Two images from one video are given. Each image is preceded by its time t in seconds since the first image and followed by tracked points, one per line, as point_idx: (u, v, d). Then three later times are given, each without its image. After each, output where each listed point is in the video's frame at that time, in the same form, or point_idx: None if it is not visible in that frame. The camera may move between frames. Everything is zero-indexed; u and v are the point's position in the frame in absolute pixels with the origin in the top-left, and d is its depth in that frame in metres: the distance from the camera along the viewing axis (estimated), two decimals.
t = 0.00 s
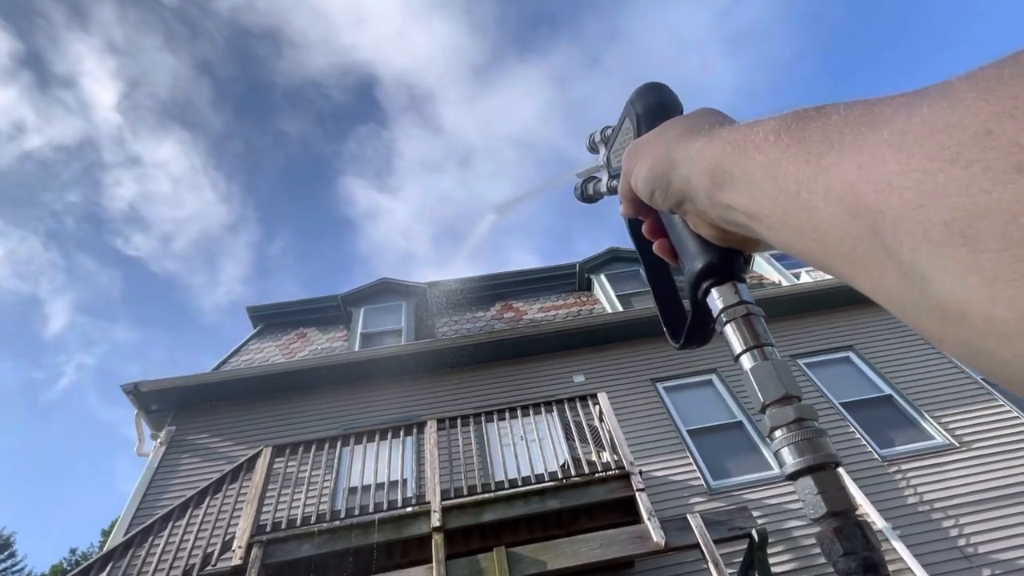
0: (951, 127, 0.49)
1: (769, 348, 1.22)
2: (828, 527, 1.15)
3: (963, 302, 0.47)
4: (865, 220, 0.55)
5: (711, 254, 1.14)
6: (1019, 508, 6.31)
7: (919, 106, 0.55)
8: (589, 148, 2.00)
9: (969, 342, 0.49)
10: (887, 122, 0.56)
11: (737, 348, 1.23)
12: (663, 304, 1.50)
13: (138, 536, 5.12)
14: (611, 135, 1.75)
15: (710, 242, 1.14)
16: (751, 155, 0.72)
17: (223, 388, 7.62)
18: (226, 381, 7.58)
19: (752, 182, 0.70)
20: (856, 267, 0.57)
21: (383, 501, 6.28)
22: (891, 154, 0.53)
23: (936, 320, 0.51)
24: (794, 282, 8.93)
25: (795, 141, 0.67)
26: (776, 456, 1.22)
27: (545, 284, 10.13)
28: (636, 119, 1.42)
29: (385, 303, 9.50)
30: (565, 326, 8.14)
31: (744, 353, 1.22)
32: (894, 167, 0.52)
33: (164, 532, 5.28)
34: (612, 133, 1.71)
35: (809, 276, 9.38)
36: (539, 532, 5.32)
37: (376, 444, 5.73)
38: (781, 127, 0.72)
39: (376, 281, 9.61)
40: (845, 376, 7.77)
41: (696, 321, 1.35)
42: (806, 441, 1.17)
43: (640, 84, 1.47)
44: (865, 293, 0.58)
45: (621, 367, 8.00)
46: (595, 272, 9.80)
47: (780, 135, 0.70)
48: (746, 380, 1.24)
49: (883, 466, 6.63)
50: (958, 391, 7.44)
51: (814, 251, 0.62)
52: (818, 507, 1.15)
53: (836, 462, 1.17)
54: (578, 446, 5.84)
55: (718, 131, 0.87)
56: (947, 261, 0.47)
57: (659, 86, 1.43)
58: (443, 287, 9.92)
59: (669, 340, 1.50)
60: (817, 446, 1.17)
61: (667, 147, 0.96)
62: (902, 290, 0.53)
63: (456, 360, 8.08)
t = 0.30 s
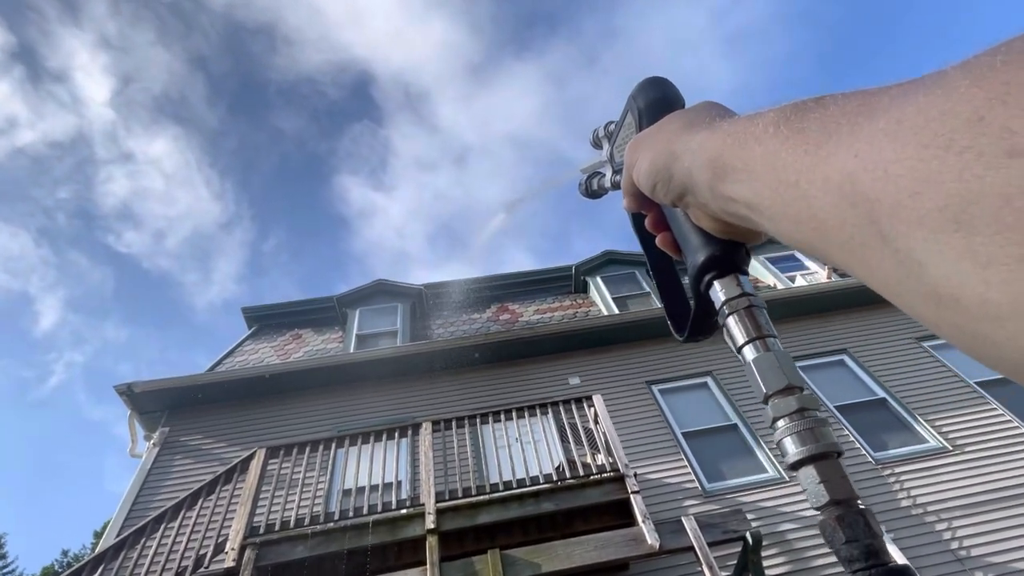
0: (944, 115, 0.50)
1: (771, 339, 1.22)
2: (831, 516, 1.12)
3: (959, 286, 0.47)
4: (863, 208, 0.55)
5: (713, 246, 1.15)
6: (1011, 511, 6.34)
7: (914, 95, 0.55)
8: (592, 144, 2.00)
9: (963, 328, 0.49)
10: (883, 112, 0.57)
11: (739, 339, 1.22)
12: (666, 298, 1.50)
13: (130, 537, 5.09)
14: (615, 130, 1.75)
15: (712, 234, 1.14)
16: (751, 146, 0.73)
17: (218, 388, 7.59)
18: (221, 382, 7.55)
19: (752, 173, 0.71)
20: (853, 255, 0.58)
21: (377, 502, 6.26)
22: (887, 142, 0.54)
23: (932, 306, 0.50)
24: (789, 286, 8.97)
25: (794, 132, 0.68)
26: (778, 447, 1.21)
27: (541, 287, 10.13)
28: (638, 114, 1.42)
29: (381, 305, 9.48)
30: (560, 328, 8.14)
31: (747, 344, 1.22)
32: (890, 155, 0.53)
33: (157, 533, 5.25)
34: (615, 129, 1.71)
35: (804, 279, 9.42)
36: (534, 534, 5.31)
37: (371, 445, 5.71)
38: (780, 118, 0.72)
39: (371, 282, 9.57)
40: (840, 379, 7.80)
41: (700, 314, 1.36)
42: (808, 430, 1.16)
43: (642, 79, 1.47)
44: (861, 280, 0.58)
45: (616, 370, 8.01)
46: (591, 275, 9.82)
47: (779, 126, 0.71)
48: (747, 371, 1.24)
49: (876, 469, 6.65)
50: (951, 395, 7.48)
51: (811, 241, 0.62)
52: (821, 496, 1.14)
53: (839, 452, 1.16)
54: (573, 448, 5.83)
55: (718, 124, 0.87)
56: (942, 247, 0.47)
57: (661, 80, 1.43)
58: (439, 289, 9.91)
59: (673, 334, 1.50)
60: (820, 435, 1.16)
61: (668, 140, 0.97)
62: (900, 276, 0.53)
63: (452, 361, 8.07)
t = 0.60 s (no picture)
0: (955, 104, 0.50)
1: (780, 333, 1.20)
2: (841, 509, 1.13)
3: (965, 274, 0.47)
4: (874, 199, 0.55)
5: (721, 240, 1.14)
6: (1005, 516, 6.36)
7: (925, 86, 0.55)
8: (599, 140, 1.99)
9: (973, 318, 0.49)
10: (893, 104, 0.57)
11: (748, 332, 1.22)
12: (675, 293, 1.50)
13: (124, 538, 5.06)
14: (622, 125, 1.74)
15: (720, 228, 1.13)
16: (759, 139, 0.73)
17: (214, 389, 7.56)
18: (216, 383, 7.52)
19: (760, 166, 0.71)
20: (861, 246, 0.58)
21: (374, 505, 6.25)
22: (897, 134, 0.54)
23: (943, 298, 0.50)
24: (786, 289, 8.99)
25: (803, 126, 0.68)
26: (786, 439, 1.22)
27: (539, 289, 10.11)
28: (646, 109, 1.42)
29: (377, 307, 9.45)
30: (557, 330, 8.14)
31: (755, 338, 1.22)
32: (903, 144, 0.53)
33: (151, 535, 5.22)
34: (622, 124, 1.70)
35: (801, 283, 9.45)
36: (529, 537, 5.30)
37: (366, 447, 5.69)
38: (789, 112, 0.72)
39: (369, 284, 9.55)
40: (836, 383, 7.81)
41: (708, 309, 1.35)
42: (816, 423, 1.16)
43: (651, 74, 1.46)
44: (870, 272, 0.58)
45: (613, 372, 8.00)
46: (588, 277, 9.82)
47: (787, 120, 0.71)
48: (756, 364, 1.24)
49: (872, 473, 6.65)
50: (946, 399, 7.50)
51: (822, 233, 0.62)
52: (829, 488, 1.16)
53: (848, 445, 1.17)
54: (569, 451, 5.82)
55: (725, 118, 0.87)
56: (953, 237, 0.47)
57: (669, 75, 1.43)
58: (436, 290, 9.88)
59: (681, 329, 1.50)
60: (828, 428, 1.16)
61: (676, 135, 0.97)
62: (909, 267, 0.54)
63: (447, 363, 8.06)
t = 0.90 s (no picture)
0: (952, 106, 0.50)
1: (779, 333, 1.21)
2: (841, 508, 1.14)
3: (962, 274, 0.47)
4: (872, 200, 0.56)
5: (722, 241, 1.14)
6: (1000, 520, 6.37)
7: (923, 88, 0.55)
8: (601, 141, 1.99)
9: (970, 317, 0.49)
10: (890, 106, 0.58)
11: (748, 332, 1.22)
12: (676, 294, 1.49)
13: (119, 540, 5.03)
14: (624, 126, 1.74)
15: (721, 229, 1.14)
16: (759, 141, 0.73)
17: (211, 389, 7.54)
18: (213, 383, 7.50)
19: (760, 167, 0.71)
20: (860, 246, 0.58)
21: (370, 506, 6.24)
22: (895, 135, 0.54)
23: (941, 298, 0.51)
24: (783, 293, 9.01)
25: (802, 127, 0.68)
26: (787, 438, 1.22)
27: (533, 291, 10.08)
28: (647, 111, 1.42)
29: (375, 308, 9.44)
30: (555, 333, 8.14)
31: (755, 338, 1.21)
32: (900, 147, 0.53)
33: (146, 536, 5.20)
34: (624, 125, 1.71)
35: (798, 287, 9.47)
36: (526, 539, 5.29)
37: (363, 448, 5.68)
38: (788, 113, 0.73)
39: (366, 285, 9.54)
40: (833, 387, 7.82)
41: (709, 309, 1.35)
42: (816, 422, 1.16)
43: (651, 76, 1.47)
44: (869, 271, 0.58)
45: (610, 375, 8.01)
46: (586, 280, 9.83)
47: (786, 121, 0.71)
48: (756, 364, 1.24)
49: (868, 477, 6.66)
50: (942, 404, 7.52)
51: (820, 234, 0.63)
52: (830, 487, 1.15)
53: (848, 444, 1.16)
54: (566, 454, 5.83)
55: (725, 119, 0.88)
56: (950, 239, 0.48)
57: (670, 76, 1.43)
58: (434, 292, 9.88)
59: (683, 329, 1.50)
60: (829, 428, 1.16)
61: (676, 137, 0.97)
62: (907, 268, 0.54)
63: (445, 365, 8.06)
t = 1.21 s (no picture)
0: (955, 104, 0.50)
1: (785, 331, 1.21)
2: (847, 504, 1.15)
3: (968, 271, 0.47)
4: (877, 198, 0.56)
5: (727, 239, 1.15)
6: (997, 525, 6.37)
7: (926, 86, 0.55)
8: (605, 139, 1.98)
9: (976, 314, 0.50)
10: (894, 104, 0.58)
11: (753, 331, 1.21)
12: (682, 292, 1.50)
13: (115, 540, 5.02)
14: (629, 125, 1.74)
15: (726, 228, 1.14)
16: (764, 139, 0.73)
17: (208, 390, 7.53)
18: (211, 384, 7.48)
19: (765, 165, 0.71)
20: (865, 244, 0.58)
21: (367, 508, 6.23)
22: (899, 134, 0.54)
23: (947, 294, 0.51)
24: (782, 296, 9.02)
25: (806, 125, 0.68)
26: (793, 435, 1.22)
27: (535, 292, 10.09)
28: (651, 110, 1.42)
29: (373, 309, 9.43)
30: (553, 335, 8.14)
31: (761, 336, 1.21)
32: (904, 145, 0.53)
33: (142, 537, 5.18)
34: (629, 124, 1.71)
35: (796, 290, 9.48)
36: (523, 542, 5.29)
37: (360, 450, 5.66)
38: (792, 112, 0.73)
39: (364, 286, 9.52)
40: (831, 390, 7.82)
41: (715, 308, 1.36)
42: (823, 419, 1.17)
43: (655, 74, 1.47)
44: (874, 269, 0.58)
45: (608, 377, 8.00)
46: (585, 282, 9.83)
47: (790, 120, 0.72)
48: (762, 362, 1.24)
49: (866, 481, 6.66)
50: (939, 408, 7.53)
51: (825, 232, 0.63)
52: (837, 484, 1.16)
53: (854, 442, 1.17)
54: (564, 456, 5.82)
55: (729, 118, 0.88)
56: (955, 235, 0.48)
57: (673, 75, 1.43)
58: (432, 293, 9.87)
59: (689, 327, 1.51)
60: (834, 425, 1.17)
61: (680, 136, 0.97)
62: (913, 264, 0.54)
63: (443, 367, 8.05)
